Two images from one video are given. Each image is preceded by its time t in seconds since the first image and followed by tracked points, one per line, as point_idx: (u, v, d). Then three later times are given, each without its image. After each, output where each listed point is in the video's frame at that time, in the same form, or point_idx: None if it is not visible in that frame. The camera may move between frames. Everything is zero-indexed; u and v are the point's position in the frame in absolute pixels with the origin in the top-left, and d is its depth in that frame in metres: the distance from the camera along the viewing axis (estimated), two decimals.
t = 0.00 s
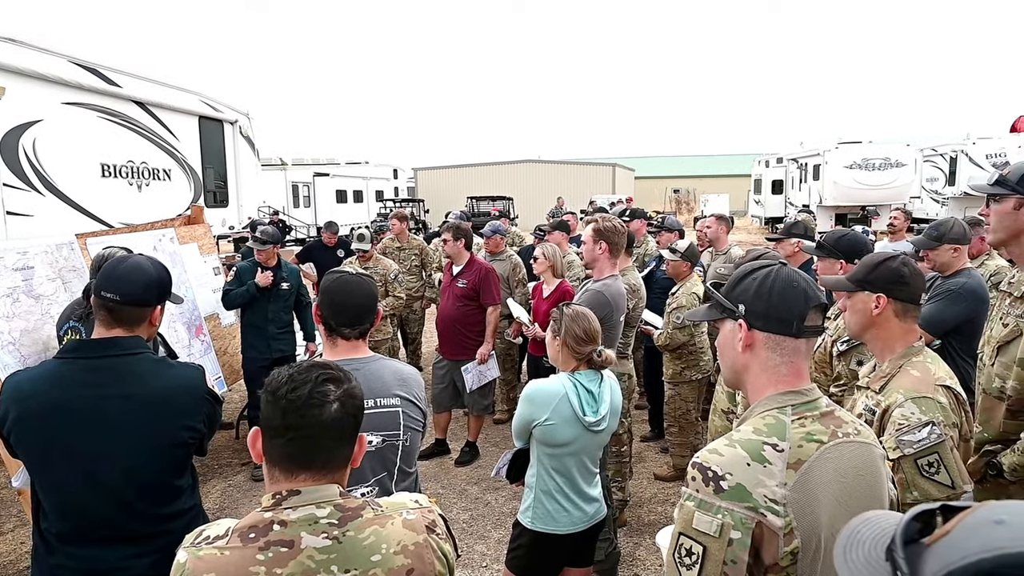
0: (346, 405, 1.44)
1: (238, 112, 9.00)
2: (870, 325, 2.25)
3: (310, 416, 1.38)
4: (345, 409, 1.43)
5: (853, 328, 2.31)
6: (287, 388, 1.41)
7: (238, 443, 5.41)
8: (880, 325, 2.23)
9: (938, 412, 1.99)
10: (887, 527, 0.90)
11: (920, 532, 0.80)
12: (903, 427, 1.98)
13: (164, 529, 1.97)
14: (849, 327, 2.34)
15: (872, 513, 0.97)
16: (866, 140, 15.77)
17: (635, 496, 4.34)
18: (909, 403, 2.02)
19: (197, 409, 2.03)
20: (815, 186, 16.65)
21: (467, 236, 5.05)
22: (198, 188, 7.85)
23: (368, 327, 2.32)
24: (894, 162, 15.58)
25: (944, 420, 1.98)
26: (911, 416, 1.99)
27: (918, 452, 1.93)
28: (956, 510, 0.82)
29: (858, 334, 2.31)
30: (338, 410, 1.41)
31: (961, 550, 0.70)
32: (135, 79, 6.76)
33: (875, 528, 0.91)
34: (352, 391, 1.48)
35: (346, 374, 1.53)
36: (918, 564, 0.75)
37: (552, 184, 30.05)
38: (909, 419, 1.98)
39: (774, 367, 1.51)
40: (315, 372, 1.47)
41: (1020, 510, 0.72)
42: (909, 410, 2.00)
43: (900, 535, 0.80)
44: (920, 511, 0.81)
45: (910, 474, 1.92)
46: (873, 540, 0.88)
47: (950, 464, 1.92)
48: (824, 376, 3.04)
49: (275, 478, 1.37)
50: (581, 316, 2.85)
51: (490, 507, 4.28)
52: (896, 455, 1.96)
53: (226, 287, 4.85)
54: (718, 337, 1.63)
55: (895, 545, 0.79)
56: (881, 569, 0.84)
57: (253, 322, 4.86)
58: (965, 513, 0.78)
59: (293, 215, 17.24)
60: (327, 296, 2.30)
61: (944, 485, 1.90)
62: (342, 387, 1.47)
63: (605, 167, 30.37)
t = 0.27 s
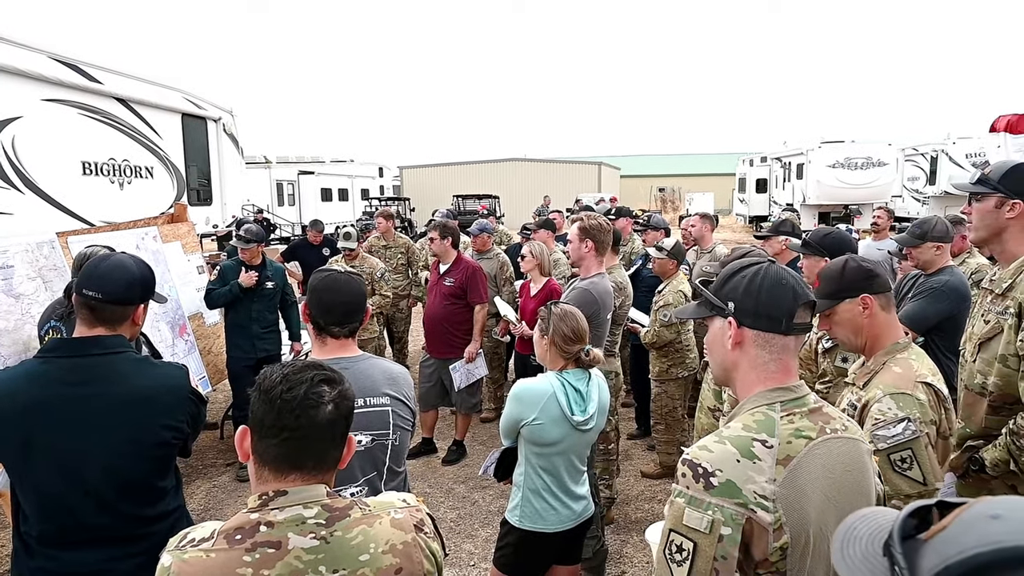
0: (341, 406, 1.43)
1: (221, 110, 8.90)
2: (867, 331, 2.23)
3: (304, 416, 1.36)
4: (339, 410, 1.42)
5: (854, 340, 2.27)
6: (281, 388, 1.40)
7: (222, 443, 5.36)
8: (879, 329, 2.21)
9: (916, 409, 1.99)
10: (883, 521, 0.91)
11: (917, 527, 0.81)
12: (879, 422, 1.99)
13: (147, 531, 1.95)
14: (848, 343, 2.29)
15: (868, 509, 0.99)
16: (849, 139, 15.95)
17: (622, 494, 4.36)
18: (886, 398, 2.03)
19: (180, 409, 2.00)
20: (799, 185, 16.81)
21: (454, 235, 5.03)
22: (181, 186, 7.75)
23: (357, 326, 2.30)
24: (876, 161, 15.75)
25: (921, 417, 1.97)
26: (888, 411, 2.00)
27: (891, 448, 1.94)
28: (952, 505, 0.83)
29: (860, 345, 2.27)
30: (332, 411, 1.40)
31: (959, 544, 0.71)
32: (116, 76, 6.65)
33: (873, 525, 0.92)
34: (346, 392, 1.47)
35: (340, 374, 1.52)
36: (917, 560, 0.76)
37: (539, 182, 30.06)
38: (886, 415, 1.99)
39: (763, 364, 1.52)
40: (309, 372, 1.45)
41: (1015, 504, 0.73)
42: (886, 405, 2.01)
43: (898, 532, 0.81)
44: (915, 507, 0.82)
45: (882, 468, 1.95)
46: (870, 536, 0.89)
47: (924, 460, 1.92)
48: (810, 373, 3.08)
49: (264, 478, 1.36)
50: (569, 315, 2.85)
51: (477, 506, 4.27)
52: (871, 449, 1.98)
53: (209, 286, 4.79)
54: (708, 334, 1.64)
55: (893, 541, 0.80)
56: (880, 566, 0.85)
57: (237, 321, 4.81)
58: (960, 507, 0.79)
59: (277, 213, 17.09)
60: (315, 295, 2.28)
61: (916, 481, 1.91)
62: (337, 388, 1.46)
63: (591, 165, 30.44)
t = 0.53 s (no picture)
0: (327, 405, 1.41)
1: (204, 106, 8.80)
2: (842, 329, 2.22)
3: (291, 416, 1.35)
4: (326, 409, 1.41)
5: (830, 339, 2.26)
6: (267, 388, 1.38)
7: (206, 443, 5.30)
8: (854, 327, 2.21)
9: (883, 406, 1.99)
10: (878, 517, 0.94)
11: (912, 523, 0.82)
12: (847, 419, 2.01)
13: (127, 534, 1.92)
14: (825, 342, 2.29)
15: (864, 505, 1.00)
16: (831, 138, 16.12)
17: (609, 491, 4.37)
18: (855, 396, 2.03)
19: (161, 409, 1.97)
20: (782, 184, 16.95)
21: (440, 233, 5.01)
22: (163, 184, 7.64)
23: (344, 324, 2.28)
24: (858, 160, 15.92)
25: (888, 414, 1.98)
26: (856, 408, 2.01)
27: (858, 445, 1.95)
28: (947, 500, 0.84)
29: (837, 343, 2.27)
30: (319, 410, 1.39)
31: (953, 538, 0.72)
32: (97, 71, 6.54)
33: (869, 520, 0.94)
34: (333, 391, 1.45)
35: (327, 373, 1.50)
36: (912, 553, 0.77)
37: (525, 181, 30.05)
38: (853, 412, 2.00)
39: (752, 361, 1.52)
40: (296, 371, 1.44)
41: (1010, 499, 0.75)
42: (854, 402, 2.02)
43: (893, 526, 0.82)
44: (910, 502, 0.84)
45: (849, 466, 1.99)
46: (865, 531, 0.92)
47: (890, 458, 1.93)
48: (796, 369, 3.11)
49: (250, 478, 1.34)
50: (554, 313, 2.84)
51: (464, 504, 4.27)
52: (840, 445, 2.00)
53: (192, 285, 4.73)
54: (697, 331, 1.65)
55: (888, 535, 0.82)
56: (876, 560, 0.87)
57: (221, 320, 4.76)
58: (954, 503, 0.81)
59: (261, 211, 16.92)
60: (302, 294, 2.26)
61: (881, 478, 1.93)
62: (324, 387, 1.44)
63: (577, 164, 30.48)
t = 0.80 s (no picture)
0: (310, 405, 1.40)
1: (181, 102, 8.65)
2: (815, 329, 2.24)
3: (272, 416, 1.32)
4: (308, 409, 1.39)
5: (804, 339, 2.29)
6: (247, 388, 1.35)
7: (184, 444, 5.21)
8: (826, 326, 2.23)
9: (852, 401, 2.01)
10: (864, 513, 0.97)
11: (896, 516, 0.84)
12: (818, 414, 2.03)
13: (99, 538, 1.88)
14: (799, 341, 2.31)
15: (851, 500, 1.03)
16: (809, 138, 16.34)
17: (591, 488, 4.39)
18: (826, 392, 2.06)
19: (136, 411, 1.93)
20: (762, 183, 17.14)
21: (422, 231, 5.00)
22: (139, 181, 7.50)
23: (326, 323, 2.25)
24: (836, 160, 16.15)
25: (857, 409, 2.00)
26: (826, 404, 2.03)
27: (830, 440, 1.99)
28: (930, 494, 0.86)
29: (811, 342, 2.29)
30: (300, 410, 1.37)
31: (937, 529, 0.74)
32: (71, 66, 6.40)
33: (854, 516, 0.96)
34: (314, 390, 1.43)
35: (309, 372, 1.48)
36: (897, 545, 0.78)
37: (506, 179, 30.03)
38: (823, 407, 2.03)
39: (736, 359, 1.53)
40: (277, 371, 1.41)
41: (992, 492, 0.77)
42: (824, 399, 2.04)
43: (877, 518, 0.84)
44: (895, 496, 0.86)
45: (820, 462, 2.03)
46: (851, 525, 0.96)
47: (859, 452, 1.97)
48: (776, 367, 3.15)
49: (230, 480, 1.32)
50: (536, 311, 2.84)
51: (446, 503, 4.26)
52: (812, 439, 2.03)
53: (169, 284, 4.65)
54: (681, 329, 1.65)
55: (872, 528, 0.84)
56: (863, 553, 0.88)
57: (199, 319, 4.68)
58: (936, 497, 0.82)
59: (240, 209, 16.70)
60: (283, 292, 2.23)
61: (851, 472, 1.98)
62: (305, 386, 1.42)
63: (559, 162, 30.54)
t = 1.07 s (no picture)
0: (292, 405, 1.38)
1: (159, 100, 8.52)
2: (797, 330, 2.27)
3: (253, 417, 1.31)
4: (290, 409, 1.38)
5: (786, 339, 2.31)
6: (229, 388, 1.34)
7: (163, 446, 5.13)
8: (807, 327, 2.26)
9: (839, 400, 2.04)
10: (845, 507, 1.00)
11: (878, 510, 0.86)
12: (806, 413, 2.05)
13: (76, 543, 1.84)
14: (780, 341, 2.34)
15: (834, 494, 1.05)
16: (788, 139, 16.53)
17: (575, 488, 4.40)
18: (814, 390, 2.08)
19: (113, 413, 1.90)
20: (742, 183, 17.32)
21: (405, 231, 4.96)
22: (117, 180, 7.36)
23: (308, 324, 2.24)
24: (814, 161, 16.37)
25: (844, 407, 2.03)
26: (814, 402, 2.06)
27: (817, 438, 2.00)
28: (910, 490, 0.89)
29: (792, 342, 2.32)
30: (283, 410, 1.35)
31: (917, 522, 0.76)
32: (46, 62, 6.26)
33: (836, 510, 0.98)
34: (297, 391, 1.42)
35: (291, 372, 1.47)
36: (878, 539, 0.81)
37: (489, 178, 30.01)
38: (812, 406, 2.05)
39: (719, 360, 1.55)
40: (259, 371, 1.40)
41: (969, 484, 0.79)
42: (812, 397, 2.06)
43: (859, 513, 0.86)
44: (876, 492, 0.88)
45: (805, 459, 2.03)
46: (834, 520, 0.98)
47: (845, 449, 1.99)
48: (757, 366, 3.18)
49: (212, 481, 1.30)
50: (519, 311, 2.84)
51: (430, 503, 4.24)
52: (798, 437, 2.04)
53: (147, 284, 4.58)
54: (664, 330, 1.67)
55: (855, 522, 0.86)
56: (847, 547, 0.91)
57: (178, 320, 4.62)
58: (916, 491, 0.85)
59: (220, 208, 16.49)
60: (264, 292, 2.21)
61: (837, 468, 1.98)
62: (287, 387, 1.41)
63: (541, 162, 30.59)
